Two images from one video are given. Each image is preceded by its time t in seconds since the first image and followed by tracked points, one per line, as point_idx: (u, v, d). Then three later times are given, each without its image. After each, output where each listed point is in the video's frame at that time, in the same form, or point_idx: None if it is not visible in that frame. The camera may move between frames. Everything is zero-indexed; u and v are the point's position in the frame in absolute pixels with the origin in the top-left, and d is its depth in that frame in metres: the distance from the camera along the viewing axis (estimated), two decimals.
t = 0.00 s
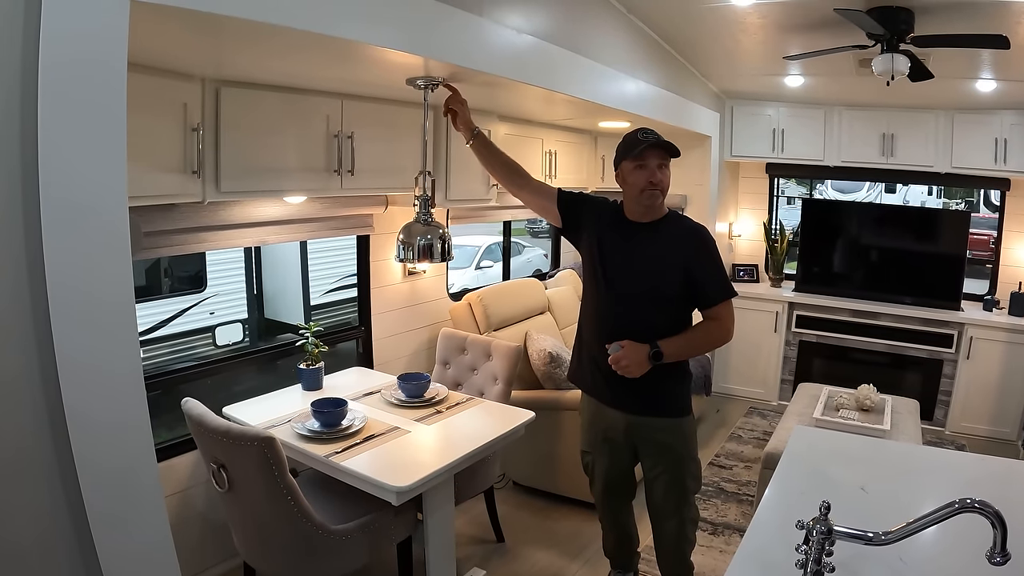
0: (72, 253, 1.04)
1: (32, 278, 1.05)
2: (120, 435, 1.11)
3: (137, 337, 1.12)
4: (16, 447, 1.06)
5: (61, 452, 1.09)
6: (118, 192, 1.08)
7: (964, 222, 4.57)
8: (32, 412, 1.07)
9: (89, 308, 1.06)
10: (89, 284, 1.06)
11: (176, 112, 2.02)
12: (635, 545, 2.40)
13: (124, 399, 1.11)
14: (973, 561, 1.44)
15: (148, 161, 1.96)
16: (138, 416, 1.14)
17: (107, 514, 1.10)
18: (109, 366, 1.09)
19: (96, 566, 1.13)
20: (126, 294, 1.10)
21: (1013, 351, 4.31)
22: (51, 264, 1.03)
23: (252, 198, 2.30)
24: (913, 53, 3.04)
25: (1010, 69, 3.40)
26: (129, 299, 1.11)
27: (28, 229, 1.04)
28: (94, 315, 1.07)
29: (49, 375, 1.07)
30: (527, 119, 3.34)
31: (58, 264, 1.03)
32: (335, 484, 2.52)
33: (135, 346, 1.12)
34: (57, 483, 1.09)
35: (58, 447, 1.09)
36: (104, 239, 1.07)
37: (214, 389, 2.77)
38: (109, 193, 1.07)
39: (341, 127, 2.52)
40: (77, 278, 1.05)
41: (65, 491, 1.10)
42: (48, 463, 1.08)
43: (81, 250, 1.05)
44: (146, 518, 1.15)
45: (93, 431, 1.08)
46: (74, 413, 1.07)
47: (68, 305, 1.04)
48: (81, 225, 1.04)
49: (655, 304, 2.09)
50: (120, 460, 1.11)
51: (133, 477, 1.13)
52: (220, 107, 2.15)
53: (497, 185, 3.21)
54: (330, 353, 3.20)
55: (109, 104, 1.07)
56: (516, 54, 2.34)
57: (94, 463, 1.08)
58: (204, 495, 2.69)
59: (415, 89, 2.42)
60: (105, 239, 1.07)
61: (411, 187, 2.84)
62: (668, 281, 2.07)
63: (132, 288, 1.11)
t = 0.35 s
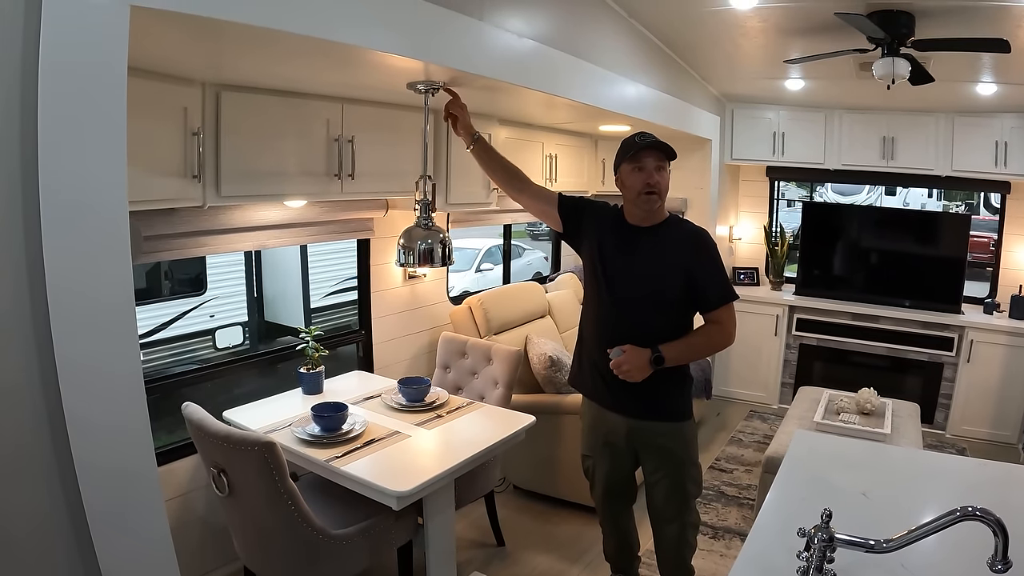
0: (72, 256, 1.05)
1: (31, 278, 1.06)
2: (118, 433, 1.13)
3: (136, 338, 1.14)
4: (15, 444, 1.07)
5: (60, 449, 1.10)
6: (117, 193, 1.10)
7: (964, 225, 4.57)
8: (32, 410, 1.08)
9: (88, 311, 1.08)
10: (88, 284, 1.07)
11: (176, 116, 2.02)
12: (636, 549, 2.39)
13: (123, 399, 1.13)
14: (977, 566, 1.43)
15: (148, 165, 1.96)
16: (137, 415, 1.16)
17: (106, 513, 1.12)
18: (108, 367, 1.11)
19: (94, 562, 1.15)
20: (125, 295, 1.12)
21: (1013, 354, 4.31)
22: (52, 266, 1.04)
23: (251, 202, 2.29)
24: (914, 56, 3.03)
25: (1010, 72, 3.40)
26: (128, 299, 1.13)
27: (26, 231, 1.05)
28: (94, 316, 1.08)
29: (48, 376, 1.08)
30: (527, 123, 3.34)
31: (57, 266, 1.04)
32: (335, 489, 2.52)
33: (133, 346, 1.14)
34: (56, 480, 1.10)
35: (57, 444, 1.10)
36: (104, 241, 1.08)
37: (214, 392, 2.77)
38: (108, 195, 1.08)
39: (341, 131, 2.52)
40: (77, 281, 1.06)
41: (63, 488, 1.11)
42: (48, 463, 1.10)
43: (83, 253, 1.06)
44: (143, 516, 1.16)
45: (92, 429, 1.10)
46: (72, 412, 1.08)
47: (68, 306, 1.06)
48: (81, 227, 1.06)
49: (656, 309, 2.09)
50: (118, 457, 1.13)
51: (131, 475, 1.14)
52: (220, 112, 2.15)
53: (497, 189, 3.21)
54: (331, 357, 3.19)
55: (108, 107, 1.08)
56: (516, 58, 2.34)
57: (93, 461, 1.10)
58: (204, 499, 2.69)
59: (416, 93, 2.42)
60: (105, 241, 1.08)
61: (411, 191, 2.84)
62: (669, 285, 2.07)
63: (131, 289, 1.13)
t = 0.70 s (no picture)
0: (73, 255, 1.06)
1: (31, 282, 1.07)
2: (116, 430, 1.13)
3: (135, 341, 1.14)
4: (15, 440, 1.07)
5: (57, 441, 1.11)
6: (117, 192, 1.10)
7: (963, 228, 4.58)
8: (29, 402, 1.08)
9: (87, 310, 1.08)
10: (88, 289, 1.08)
11: (176, 119, 2.02)
12: (637, 551, 2.38)
13: (122, 397, 1.13)
14: (977, 571, 1.42)
15: (148, 168, 1.96)
16: (136, 412, 1.16)
17: (103, 509, 1.12)
18: (107, 367, 1.11)
19: (91, 555, 1.16)
20: (126, 300, 1.12)
21: (1013, 356, 4.32)
22: (51, 271, 1.04)
23: (251, 205, 2.29)
24: (912, 59, 3.04)
25: (1009, 74, 3.41)
26: (128, 297, 1.13)
27: (26, 236, 1.06)
28: (93, 316, 1.09)
29: (47, 381, 1.09)
30: (526, 125, 3.34)
31: (56, 271, 1.05)
32: (334, 492, 2.52)
33: (133, 342, 1.14)
34: (53, 472, 1.11)
35: (54, 437, 1.11)
36: (104, 239, 1.09)
37: (214, 395, 2.76)
38: (109, 194, 1.09)
39: (341, 134, 2.52)
40: (76, 281, 1.06)
41: (60, 481, 1.12)
42: (45, 461, 1.10)
43: (84, 252, 1.07)
44: (139, 513, 1.16)
45: (91, 426, 1.10)
46: (71, 410, 1.08)
47: (68, 314, 1.06)
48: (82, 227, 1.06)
49: (657, 311, 2.09)
50: (116, 455, 1.13)
51: (129, 472, 1.15)
52: (220, 115, 2.15)
53: (497, 192, 3.21)
54: (330, 360, 3.19)
55: (108, 106, 1.08)
56: (515, 61, 2.35)
57: (90, 457, 1.10)
58: (203, 501, 2.69)
59: (415, 96, 2.42)
60: (105, 240, 1.09)
61: (411, 194, 2.85)
62: (669, 287, 2.07)
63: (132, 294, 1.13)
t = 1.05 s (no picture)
0: (74, 251, 1.07)
1: (32, 283, 1.08)
2: (115, 423, 1.14)
3: (136, 341, 1.15)
4: (16, 434, 1.09)
5: (56, 431, 1.12)
6: (118, 190, 1.11)
7: (960, 229, 4.59)
8: (28, 391, 1.09)
9: (86, 307, 1.09)
10: (89, 289, 1.09)
11: (176, 121, 2.02)
12: (637, 553, 2.39)
13: (123, 393, 1.14)
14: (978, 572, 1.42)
15: (148, 170, 1.95)
16: (137, 411, 1.17)
17: (102, 504, 1.13)
18: (107, 362, 1.12)
19: (88, 543, 1.17)
20: (127, 299, 1.14)
21: (1011, 357, 4.33)
22: (52, 272, 1.05)
23: (251, 207, 2.29)
24: (911, 61, 3.05)
25: (1006, 76, 3.41)
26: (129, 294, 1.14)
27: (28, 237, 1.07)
28: (93, 312, 1.10)
29: (48, 382, 1.11)
30: (525, 128, 3.34)
31: (58, 272, 1.06)
32: (334, 494, 2.52)
33: (134, 341, 1.15)
34: (50, 460, 1.12)
35: (53, 426, 1.12)
36: (105, 235, 1.10)
37: (212, 397, 2.76)
38: (109, 192, 1.10)
39: (340, 136, 2.52)
40: (76, 277, 1.07)
41: (59, 470, 1.13)
42: (44, 454, 1.12)
43: (85, 248, 1.08)
44: (137, 504, 1.18)
45: (91, 417, 1.12)
46: (71, 408, 1.09)
47: (70, 316, 1.08)
48: (83, 225, 1.07)
49: (659, 313, 2.09)
50: (115, 446, 1.14)
51: (128, 464, 1.16)
52: (220, 117, 2.14)
53: (496, 194, 3.22)
54: (330, 362, 3.19)
55: (108, 107, 1.10)
56: (514, 63, 2.35)
57: (89, 448, 1.11)
58: (203, 503, 2.69)
59: (415, 98, 2.42)
60: (107, 238, 1.10)
61: (410, 197, 2.85)
62: (671, 290, 2.07)
63: (133, 293, 1.14)
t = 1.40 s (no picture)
0: (76, 250, 1.08)
1: (34, 285, 1.09)
2: (116, 416, 1.16)
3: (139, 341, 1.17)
4: (15, 432, 1.10)
5: (56, 425, 1.13)
6: (120, 190, 1.13)
7: (959, 230, 4.60)
8: (28, 384, 1.10)
9: (88, 304, 1.10)
10: (91, 292, 1.11)
11: (177, 124, 2.01)
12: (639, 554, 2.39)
13: (126, 390, 1.16)
14: (983, 572, 1.42)
15: (148, 172, 1.95)
16: (139, 408, 1.19)
17: (100, 498, 1.15)
18: (107, 359, 1.13)
19: (88, 536, 1.18)
20: (129, 301, 1.15)
21: (1010, 358, 4.35)
22: (53, 274, 1.07)
23: (253, 209, 2.29)
24: (910, 63, 3.06)
25: (1005, 77, 3.43)
26: (131, 293, 1.16)
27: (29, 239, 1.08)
28: (95, 312, 1.11)
29: (50, 381, 1.12)
30: (525, 129, 3.34)
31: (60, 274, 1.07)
32: (335, 496, 2.52)
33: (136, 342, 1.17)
34: (50, 453, 1.13)
35: (53, 419, 1.13)
36: (107, 235, 1.11)
37: (212, 399, 2.76)
38: (110, 192, 1.11)
39: (341, 138, 2.52)
40: (78, 276, 1.09)
41: (58, 463, 1.14)
42: (45, 450, 1.13)
43: (87, 248, 1.09)
44: (137, 495, 1.19)
45: (93, 410, 1.13)
46: (73, 405, 1.11)
47: (71, 318, 1.09)
48: (86, 225, 1.09)
49: (662, 315, 2.09)
50: (115, 439, 1.16)
51: (129, 457, 1.17)
52: (220, 118, 2.14)
53: (496, 196, 3.22)
54: (330, 364, 3.19)
55: (109, 110, 1.11)
56: (515, 65, 2.35)
57: (89, 441, 1.13)
58: (204, 506, 2.68)
59: (416, 100, 2.42)
60: (109, 238, 1.12)
61: (410, 199, 2.85)
62: (676, 291, 2.07)
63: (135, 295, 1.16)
